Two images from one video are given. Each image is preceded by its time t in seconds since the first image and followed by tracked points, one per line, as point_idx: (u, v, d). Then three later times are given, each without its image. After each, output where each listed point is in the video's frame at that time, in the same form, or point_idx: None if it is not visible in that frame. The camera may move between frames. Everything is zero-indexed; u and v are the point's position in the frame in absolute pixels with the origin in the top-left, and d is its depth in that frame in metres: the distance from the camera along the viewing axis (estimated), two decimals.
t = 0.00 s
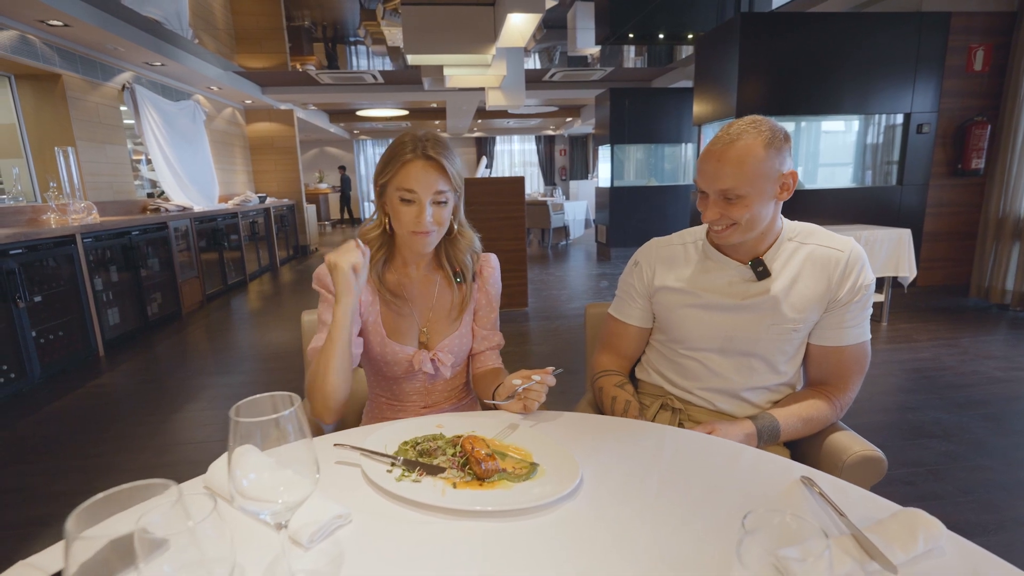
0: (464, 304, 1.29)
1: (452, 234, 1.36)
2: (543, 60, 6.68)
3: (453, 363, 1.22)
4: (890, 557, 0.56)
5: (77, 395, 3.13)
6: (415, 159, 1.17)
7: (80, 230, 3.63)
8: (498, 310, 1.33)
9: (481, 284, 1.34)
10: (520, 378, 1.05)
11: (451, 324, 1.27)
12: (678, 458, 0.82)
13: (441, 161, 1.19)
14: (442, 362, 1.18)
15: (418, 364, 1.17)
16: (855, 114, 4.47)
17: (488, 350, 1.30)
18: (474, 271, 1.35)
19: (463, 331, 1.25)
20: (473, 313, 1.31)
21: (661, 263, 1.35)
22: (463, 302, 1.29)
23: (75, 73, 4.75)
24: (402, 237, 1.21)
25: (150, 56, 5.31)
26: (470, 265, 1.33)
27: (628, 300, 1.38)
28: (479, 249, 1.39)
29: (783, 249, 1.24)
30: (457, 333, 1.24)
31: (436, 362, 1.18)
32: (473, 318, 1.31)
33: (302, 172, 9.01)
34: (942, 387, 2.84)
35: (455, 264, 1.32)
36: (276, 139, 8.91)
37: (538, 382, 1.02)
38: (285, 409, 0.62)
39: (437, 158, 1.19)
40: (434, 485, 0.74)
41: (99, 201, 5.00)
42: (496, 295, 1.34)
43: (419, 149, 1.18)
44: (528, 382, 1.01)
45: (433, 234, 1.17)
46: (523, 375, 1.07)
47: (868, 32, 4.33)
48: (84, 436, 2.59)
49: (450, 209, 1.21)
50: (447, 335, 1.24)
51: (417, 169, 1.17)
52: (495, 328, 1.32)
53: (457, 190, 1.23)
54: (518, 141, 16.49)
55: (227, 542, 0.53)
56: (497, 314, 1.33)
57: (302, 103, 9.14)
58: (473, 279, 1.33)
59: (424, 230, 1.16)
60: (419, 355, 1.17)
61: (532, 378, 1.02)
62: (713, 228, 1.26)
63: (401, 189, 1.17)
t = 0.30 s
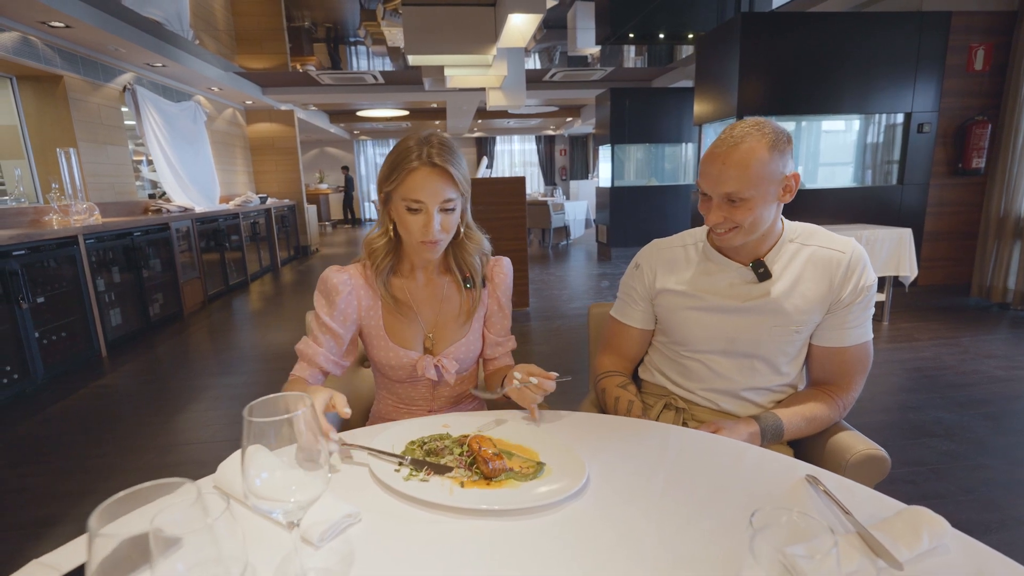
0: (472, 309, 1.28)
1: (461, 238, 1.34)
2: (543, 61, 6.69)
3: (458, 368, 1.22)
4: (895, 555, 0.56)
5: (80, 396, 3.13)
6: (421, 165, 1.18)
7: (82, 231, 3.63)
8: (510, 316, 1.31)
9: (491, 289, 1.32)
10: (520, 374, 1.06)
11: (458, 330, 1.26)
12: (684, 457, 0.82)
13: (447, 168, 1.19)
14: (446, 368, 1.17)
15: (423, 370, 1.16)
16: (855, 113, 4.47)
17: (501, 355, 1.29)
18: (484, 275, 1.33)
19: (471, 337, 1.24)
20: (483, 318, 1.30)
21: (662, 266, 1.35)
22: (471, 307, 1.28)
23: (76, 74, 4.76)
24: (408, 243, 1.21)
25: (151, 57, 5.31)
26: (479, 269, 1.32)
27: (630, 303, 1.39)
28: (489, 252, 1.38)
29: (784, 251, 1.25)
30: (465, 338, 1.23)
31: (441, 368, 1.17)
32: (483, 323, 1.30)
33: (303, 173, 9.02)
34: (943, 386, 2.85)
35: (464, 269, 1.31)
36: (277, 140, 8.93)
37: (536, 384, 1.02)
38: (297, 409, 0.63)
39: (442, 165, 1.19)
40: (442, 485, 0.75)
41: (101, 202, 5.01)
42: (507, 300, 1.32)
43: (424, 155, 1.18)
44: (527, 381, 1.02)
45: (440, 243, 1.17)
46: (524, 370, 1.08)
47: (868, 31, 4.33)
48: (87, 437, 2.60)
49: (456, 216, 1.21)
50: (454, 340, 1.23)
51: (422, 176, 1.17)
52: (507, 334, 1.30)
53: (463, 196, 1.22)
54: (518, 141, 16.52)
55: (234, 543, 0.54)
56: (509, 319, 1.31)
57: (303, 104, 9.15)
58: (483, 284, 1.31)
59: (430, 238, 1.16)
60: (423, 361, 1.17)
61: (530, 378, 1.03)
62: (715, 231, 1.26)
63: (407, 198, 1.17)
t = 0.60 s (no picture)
0: (477, 312, 1.29)
1: (465, 240, 1.34)
2: (540, 61, 6.72)
3: (463, 372, 1.22)
4: (895, 548, 0.57)
5: (78, 398, 3.13)
6: (424, 166, 1.18)
7: (78, 232, 3.62)
8: (515, 318, 1.32)
9: (495, 292, 1.33)
10: (515, 373, 1.05)
11: (463, 333, 1.26)
12: (686, 455, 0.83)
13: (451, 167, 1.19)
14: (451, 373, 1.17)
15: (427, 374, 1.17)
16: (851, 114, 4.49)
17: (505, 357, 1.30)
18: (488, 277, 1.33)
19: (475, 341, 1.25)
20: (487, 320, 1.31)
21: (661, 266, 1.36)
22: (475, 310, 1.29)
23: (72, 75, 4.75)
24: (412, 245, 1.21)
25: (148, 58, 5.30)
26: (483, 272, 1.32)
27: (630, 303, 1.39)
28: (493, 253, 1.38)
29: (783, 251, 1.26)
30: (469, 342, 1.24)
31: (446, 373, 1.18)
32: (487, 326, 1.30)
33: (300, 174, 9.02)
34: (940, 384, 2.87)
35: (468, 271, 1.32)
36: (274, 141, 8.92)
37: (530, 385, 1.01)
38: (308, 408, 0.63)
39: (446, 165, 1.19)
40: (448, 483, 0.76)
41: (98, 203, 4.99)
42: (511, 302, 1.33)
43: (428, 155, 1.19)
44: (520, 381, 1.01)
45: (444, 244, 1.17)
46: (521, 369, 1.08)
47: (864, 33, 4.36)
48: (86, 439, 2.59)
49: (460, 217, 1.21)
50: (459, 344, 1.24)
51: (426, 177, 1.17)
52: (511, 336, 1.31)
53: (467, 196, 1.22)
54: (515, 142, 16.55)
55: (242, 543, 0.54)
56: (514, 321, 1.32)
57: (300, 104, 9.15)
58: (487, 286, 1.32)
59: (435, 240, 1.16)
60: (428, 365, 1.18)
61: (524, 378, 1.03)
62: (715, 230, 1.26)
63: (411, 199, 1.17)
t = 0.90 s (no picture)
0: (476, 314, 1.29)
1: (464, 241, 1.35)
2: (532, 63, 6.73)
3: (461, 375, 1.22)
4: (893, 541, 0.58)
5: (67, 400, 3.09)
6: (420, 161, 1.19)
7: (68, 233, 3.58)
8: (514, 319, 1.32)
9: (494, 294, 1.33)
10: (519, 361, 1.06)
11: (461, 336, 1.26)
12: (685, 451, 0.84)
13: (446, 162, 1.19)
14: (450, 376, 1.17)
15: (426, 376, 1.17)
16: (840, 116, 4.55)
17: (504, 358, 1.31)
18: (487, 280, 1.34)
19: (474, 344, 1.25)
20: (485, 323, 1.31)
21: (659, 265, 1.37)
22: (474, 313, 1.29)
23: (61, 75, 4.70)
24: (408, 243, 1.21)
25: (138, 58, 5.26)
26: (482, 274, 1.32)
27: (627, 302, 1.40)
28: (492, 255, 1.38)
29: (779, 250, 1.27)
30: (468, 345, 1.24)
31: (445, 375, 1.18)
32: (486, 328, 1.31)
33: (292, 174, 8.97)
34: (929, 383, 2.91)
35: (467, 273, 1.32)
36: (265, 141, 8.87)
37: (535, 373, 1.03)
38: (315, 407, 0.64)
39: (442, 160, 1.19)
40: (451, 480, 0.76)
41: (87, 204, 4.94)
42: (510, 303, 1.33)
43: (424, 151, 1.19)
44: (524, 368, 1.03)
45: (439, 239, 1.17)
46: (525, 357, 1.09)
47: (853, 35, 4.41)
48: (76, 442, 2.57)
49: (456, 214, 1.21)
50: (457, 346, 1.24)
51: (422, 171, 1.17)
52: (510, 337, 1.32)
53: (464, 192, 1.23)
54: (508, 143, 16.57)
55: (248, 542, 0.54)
56: (513, 323, 1.32)
57: (292, 104, 9.10)
58: (486, 288, 1.32)
59: (430, 235, 1.15)
60: (427, 368, 1.18)
61: (528, 366, 1.04)
62: (714, 228, 1.27)
63: (406, 193, 1.17)
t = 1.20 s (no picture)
0: (473, 314, 1.29)
1: (462, 242, 1.35)
2: (524, 64, 6.75)
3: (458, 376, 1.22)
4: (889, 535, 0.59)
5: (55, 403, 3.05)
6: (417, 152, 1.19)
7: (55, 233, 3.54)
8: (511, 320, 1.33)
9: (491, 295, 1.34)
10: (515, 361, 1.06)
11: (459, 337, 1.26)
12: (683, 450, 0.85)
13: (443, 153, 1.20)
14: (447, 376, 1.17)
15: (424, 377, 1.17)
16: (828, 118, 4.60)
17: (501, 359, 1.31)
18: (484, 281, 1.34)
19: (471, 346, 1.25)
20: (482, 324, 1.31)
21: (655, 265, 1.38)
22: (471, 313, 1.29)
23: (47, 73, 4.63)
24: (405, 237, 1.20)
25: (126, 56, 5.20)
26: (479, 275, 1.33)
27: (624, 302, 1.41)
28: (489, 256, 1.39)
29: (773, 250, 1.29)
30: (465, 346, 1.24)
31: (442, 376, 1.18)
32: (483, 329, 1.31)
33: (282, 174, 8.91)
34: (917, 381, 2.95)
35: (464, 273, 1.33)
36: (255, 141, 8.80)
37: (531, 371, 1.03)
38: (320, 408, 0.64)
39: (439, 152, 1.20)
40: (453, 480, 0.76)
41: (74, 204, 4.88)
42: (507, 304, 1.34)
43: (421, 143, 1.20)
44: (520, 368, 1.04)
45: (436, 230, 1.16)
46: (520, 357, 1.09)
47: (841, 39, 4.47)
48: (65, 444, 2.53)
49: (453, 206, 1.21)
50: (455, 348, 1.24)
51: (419, 162, 1.18)
52: (507, 338, 1.32)
53: (461, 185, 1.23)
54: (499, 144, 16.59)
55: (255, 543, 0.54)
56: (510, 324, 1.33)
57: (282, 104, 9.05)
58: (483, 289, 1.32)
59: (426, 225, 1.15)
60: (424, 369, 1.18)
61: (525, 365, 1.05)
62: (710, 227, 1.29)
63: (402, 184, 1.17)
